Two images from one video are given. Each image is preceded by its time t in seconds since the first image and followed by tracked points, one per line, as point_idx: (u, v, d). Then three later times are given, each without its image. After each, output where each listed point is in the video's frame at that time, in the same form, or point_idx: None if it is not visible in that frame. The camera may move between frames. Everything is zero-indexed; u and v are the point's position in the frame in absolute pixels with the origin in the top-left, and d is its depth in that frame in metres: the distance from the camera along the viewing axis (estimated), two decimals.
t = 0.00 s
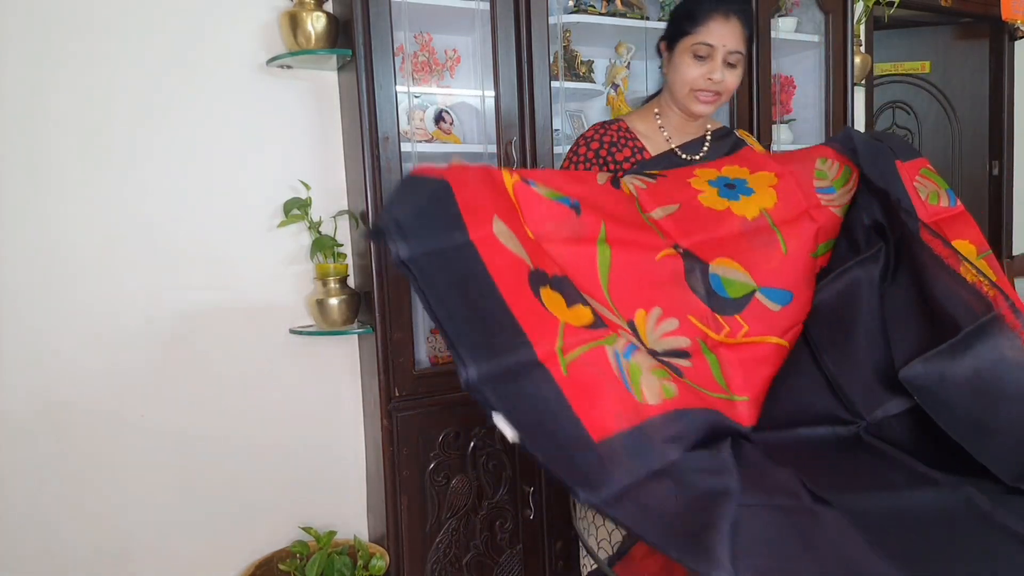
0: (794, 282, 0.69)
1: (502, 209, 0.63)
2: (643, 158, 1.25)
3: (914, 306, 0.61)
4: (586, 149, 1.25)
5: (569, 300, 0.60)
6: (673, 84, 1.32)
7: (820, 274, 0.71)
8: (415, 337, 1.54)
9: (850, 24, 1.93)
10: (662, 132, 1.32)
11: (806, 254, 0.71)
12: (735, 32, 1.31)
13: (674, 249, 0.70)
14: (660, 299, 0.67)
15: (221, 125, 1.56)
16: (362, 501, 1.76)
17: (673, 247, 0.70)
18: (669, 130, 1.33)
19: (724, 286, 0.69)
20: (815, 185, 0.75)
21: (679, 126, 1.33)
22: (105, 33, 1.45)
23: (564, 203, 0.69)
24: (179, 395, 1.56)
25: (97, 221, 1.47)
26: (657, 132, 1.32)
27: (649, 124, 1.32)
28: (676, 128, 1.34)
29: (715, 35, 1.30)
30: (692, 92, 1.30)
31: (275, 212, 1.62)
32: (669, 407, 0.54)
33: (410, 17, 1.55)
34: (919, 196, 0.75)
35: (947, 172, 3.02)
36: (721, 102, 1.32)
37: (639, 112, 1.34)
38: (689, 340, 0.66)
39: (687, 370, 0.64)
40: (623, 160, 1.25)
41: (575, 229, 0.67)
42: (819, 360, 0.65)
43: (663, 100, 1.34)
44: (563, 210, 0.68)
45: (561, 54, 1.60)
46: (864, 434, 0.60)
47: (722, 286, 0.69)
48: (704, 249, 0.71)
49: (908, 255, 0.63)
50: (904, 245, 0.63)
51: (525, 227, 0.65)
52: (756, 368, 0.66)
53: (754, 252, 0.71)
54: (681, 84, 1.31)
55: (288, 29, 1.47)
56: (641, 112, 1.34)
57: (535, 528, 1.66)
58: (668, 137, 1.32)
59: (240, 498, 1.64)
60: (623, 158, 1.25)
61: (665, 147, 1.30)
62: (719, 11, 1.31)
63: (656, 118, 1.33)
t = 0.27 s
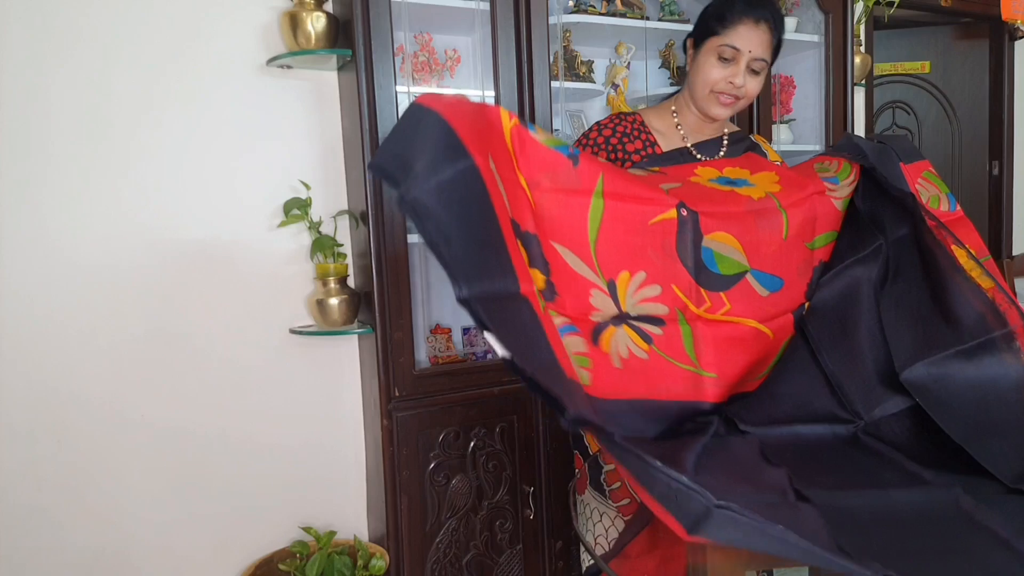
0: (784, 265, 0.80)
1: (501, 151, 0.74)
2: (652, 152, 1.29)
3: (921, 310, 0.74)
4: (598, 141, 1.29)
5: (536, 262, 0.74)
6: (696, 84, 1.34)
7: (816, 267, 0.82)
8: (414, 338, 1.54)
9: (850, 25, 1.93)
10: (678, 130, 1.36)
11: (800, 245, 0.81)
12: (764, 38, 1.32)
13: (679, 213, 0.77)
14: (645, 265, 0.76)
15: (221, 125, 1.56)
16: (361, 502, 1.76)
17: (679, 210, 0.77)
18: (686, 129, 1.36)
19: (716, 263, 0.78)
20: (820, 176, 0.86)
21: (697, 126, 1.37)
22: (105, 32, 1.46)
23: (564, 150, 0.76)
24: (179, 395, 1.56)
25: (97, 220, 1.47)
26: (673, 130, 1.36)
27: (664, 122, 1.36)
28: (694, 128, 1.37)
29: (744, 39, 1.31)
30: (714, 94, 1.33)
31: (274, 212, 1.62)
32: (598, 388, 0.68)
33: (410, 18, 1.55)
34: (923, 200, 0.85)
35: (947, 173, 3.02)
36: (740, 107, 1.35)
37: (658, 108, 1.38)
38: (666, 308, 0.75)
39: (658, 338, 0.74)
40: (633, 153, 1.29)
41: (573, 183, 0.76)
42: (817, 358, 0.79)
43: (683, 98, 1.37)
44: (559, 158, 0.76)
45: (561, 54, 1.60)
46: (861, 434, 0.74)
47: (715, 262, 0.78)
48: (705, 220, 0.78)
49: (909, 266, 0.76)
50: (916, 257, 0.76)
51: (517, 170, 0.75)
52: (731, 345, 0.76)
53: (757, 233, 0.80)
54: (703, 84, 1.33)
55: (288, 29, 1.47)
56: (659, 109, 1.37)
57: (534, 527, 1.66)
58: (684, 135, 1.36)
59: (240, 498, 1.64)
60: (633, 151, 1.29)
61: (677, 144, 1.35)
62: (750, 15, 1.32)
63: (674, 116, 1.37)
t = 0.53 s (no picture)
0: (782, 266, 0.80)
1: (500, 154, 0.84)
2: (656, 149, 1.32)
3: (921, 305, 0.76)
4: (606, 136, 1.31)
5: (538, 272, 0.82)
6: (699, 84, 1.34)
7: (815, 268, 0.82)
8: (414, 338, 1.54)
9: (850, 24, 1.93)
10: (682, 128, 1.37)
11: (799, 246, 0.81)
12: (769, 40, 1.31)
13: (673, 220, 0.77)
14: (642, 273, 0.76)
15: (221, 125, 1.56)
16: (361, 502, 1.76)
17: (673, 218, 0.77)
18: (690, 129, 1.37)
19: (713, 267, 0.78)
20: (821, 175, 0.86)
21: (702, 125, 1.37)
22: (105, 32, 1.46)
23: (559, 163, 0.82)
24: (179, 395, 1.57)
25: (97, 220, 1.47)
26: (678, 128, 1.37)
27: (669, 121, 1.37)
28: (698, 128, 1.38)
29: (749, 40, 1.30)
30: (716, 94, 1.32)
31: (274, 212, 1.62)
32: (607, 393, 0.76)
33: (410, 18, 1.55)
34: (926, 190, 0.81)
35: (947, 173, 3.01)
36: (742, 108, 1.34)
37: (662, 107, 1.39)
38: (666, 315, 0.76)
39: (658, 344, 0.75)
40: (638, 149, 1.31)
41: (567, 196, 0.79)
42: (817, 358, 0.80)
43: (687, 97, 1.38)
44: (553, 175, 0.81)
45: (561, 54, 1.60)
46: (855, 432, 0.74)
47: (712, 266, 0.78)
48: (701, 225, 0.78)
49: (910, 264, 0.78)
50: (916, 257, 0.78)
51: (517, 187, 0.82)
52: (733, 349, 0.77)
53: (754, 235, 0.79)
54: (706, 85, 1.33)
55: (288, 29, 1.47)
56: (664, 108, 1.39)
57: (534, 527, 1.66)
58: (689, 134, 1.37)
59: (239, 498, 1.64)
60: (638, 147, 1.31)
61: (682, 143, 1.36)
62: (756, 17, 1.31)
63: (678, 116, 1.38)
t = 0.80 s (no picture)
0: (774, 260, 1.03)
1: (495, 165, 0.99)
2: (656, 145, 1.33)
3: (924, 296, 0.93)
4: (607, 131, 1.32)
5: (533, 277, 0.95)
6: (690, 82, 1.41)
7: (818, 258, 1.04)
8: (415, 337, 1.54)
9: (850, 24, 1.93)
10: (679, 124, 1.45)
11: (788, 239, 1.04)
12: (757, 37, 1.37)
13: (665, 217, 1.02)
14: (641, 271, 1.00)
15: (221, 124, 1.56)
16: (361, 502, 1.76)
17: (662, 215, 1.02)
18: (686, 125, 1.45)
19: (705, 263, 1.01)
20: (818, 170, 1.10)
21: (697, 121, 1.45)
22: (105, 31, 1.45)
23: (558, 168, 1.02)
24: (180, 395, 1.57)
25: (96, 219, 1.47)
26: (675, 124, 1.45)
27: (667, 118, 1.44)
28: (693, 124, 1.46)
29: (736, 37, 1.36)
30: (707, 91, 1.40)
31: (274, 212, 1.62)
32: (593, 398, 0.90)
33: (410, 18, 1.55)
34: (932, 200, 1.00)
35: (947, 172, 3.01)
36: (732, 102, 1.41)
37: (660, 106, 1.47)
38: (668, 310, 0.99)
39: (661, 340, 0.98)
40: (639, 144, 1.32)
41: (569, 199, 1.01)
42: (823, 349, 0.95)
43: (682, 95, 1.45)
44: (552, 173, 1.01)
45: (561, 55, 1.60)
46: (860, 426, 0.88)
47: (704, 262, 1.01)
48: (690, 225, 1.03)
49: (911, 262, 0.95)
50: (919, 256, 0.95)
51: (515, 187, 1.00)
52: (730, 341, 0.99)
53: (741, 229, 1.04)
54: (697, 83, 1.40)
55: (288, 29, 1.47)
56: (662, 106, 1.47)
57: (534, 528, 1.66)
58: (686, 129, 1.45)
59: (239, 498, 1.64)
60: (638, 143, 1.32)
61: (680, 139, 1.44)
62: (742, 15, 1.38)
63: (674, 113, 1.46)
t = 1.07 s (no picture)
0: (779, 246, 1.04)
1: (502, 137, 0.94)
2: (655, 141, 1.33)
3: (929, 288, 0.92)
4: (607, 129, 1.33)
5: (528, 263, 0.92)
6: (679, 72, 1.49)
7: (818, 247, 1.05)
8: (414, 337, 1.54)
9: (850, 24, 1.93)
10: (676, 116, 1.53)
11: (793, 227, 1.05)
12: (736, 22, 1.44)
13: (677, 199, 1.01)
14: (644, 254, 0.99)
15: (221, 124, 1.56)
16: (361, 501, 1.76)
17: (674, 197, 1.01)
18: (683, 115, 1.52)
19: (711, 247, 1.02)
20: (826, 154, 1.09)
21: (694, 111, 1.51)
22: (105, 31, 1.46)
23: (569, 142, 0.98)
24: (180, 395, 1.57)
25: (96, 219, 1.47)
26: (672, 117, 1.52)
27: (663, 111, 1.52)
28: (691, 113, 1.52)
29: (716, 24, 1.44)
30: (695, 78, 1.47)
31: (274, 212, 1.62)
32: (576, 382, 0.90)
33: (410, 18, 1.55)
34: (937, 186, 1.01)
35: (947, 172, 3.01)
36: (721, 87, 1.47)
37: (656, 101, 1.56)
38: (666, 293, 0.99)
39: (653, 324, 0.97)
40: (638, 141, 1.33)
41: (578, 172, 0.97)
42: (823, 339, 0.96)
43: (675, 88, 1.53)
44: (562, 149, 0.97)
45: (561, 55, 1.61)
46: (860, 422, 0.88)
47: (710, 245, 1.02)
48: (701, 205, 1.02)
49: (913, 254, 0.94)
50: (924, 248, 0.93)
51: (522, 161, 0.95)
52: (723, 326, 1.00)
53: (752, 212, 1.04)
54: (684, 72, 1.48)
55: (288, 29, 1.47)
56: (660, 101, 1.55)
57: (535, 528, 1.65)
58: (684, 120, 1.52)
59: (239, 498, 1.64)
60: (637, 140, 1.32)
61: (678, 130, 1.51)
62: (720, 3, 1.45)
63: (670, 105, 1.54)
